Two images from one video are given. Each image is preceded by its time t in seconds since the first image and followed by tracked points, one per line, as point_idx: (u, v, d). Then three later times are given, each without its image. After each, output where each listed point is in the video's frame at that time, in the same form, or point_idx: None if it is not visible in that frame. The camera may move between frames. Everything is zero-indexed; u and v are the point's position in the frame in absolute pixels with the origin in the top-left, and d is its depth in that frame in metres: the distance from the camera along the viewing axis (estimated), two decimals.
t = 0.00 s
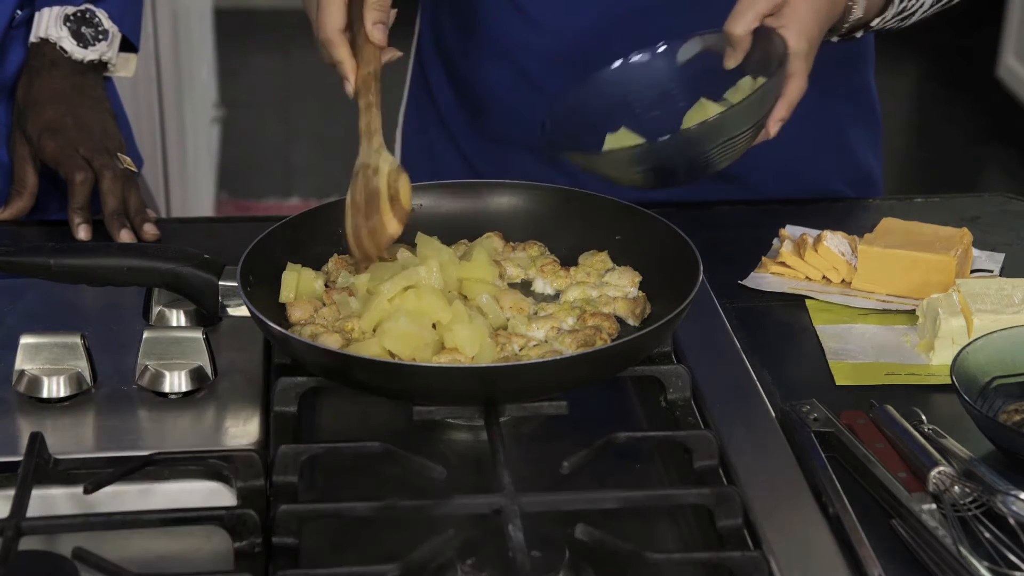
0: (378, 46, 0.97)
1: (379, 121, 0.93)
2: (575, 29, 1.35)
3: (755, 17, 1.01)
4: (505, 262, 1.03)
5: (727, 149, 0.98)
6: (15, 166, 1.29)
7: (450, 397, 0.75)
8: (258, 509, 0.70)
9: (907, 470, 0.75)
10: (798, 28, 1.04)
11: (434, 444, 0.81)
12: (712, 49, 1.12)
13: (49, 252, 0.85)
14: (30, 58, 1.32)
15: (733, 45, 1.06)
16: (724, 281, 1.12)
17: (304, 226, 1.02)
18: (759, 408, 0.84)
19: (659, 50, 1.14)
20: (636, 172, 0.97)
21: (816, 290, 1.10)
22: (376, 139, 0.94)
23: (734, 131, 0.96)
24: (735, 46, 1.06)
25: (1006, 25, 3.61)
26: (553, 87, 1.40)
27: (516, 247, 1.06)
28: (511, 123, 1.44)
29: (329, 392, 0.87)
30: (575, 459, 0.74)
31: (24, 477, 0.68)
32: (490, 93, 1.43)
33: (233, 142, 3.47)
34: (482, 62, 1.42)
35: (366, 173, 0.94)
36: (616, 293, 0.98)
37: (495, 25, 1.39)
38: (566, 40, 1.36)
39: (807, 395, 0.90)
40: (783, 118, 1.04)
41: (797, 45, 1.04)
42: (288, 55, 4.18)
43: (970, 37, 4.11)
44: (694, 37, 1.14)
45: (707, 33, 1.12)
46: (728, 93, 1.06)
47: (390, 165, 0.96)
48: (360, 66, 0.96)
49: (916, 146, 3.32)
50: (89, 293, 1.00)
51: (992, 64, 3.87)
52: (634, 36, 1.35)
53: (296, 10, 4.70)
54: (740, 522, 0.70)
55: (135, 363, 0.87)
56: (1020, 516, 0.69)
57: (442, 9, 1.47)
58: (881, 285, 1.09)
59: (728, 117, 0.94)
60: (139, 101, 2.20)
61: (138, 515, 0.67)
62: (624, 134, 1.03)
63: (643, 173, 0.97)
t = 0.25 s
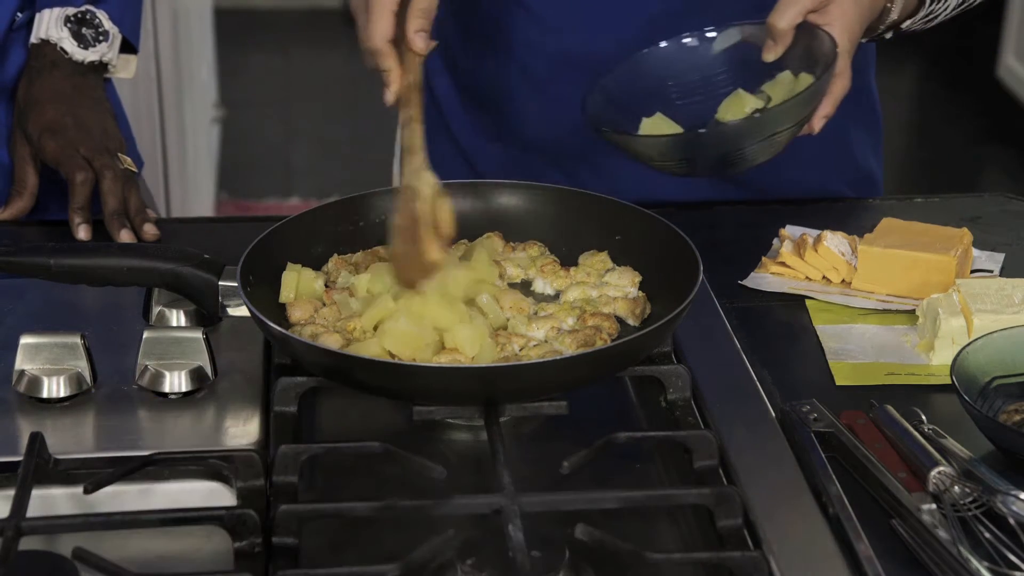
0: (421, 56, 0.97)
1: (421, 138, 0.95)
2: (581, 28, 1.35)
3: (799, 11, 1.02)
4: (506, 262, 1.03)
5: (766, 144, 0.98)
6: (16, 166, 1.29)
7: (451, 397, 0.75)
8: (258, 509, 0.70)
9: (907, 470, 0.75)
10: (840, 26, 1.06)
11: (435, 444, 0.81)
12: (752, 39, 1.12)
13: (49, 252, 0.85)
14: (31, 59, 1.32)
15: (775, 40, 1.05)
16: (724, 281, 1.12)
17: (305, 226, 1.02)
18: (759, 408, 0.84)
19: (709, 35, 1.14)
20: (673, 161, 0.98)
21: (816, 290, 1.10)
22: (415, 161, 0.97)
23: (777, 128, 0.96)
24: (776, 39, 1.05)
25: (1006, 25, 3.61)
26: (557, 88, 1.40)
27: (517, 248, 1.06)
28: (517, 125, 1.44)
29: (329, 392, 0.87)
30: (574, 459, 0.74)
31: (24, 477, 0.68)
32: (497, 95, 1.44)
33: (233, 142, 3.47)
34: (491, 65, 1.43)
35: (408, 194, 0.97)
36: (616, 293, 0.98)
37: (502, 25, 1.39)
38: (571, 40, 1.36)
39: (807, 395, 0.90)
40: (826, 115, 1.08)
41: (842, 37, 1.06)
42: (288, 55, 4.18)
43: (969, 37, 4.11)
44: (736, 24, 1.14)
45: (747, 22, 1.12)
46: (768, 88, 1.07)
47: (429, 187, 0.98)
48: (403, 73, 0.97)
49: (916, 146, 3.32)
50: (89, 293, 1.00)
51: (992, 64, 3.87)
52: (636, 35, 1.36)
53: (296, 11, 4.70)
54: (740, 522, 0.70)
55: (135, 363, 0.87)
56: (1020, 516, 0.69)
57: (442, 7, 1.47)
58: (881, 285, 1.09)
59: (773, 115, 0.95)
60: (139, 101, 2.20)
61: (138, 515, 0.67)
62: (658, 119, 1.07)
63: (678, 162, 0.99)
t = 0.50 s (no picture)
0: (468, 23, 1.00)
1: (483, 107, 0.98)
2: (586, 28, 1.35)
3: (827, 20, 1.02)
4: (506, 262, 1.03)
5: (792, 156, 0.97)
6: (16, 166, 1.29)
7: (451, 397, 0.75)
8: (258, 509, 0.70)
9: (907, 470, 0.75)
10: (868, 35, 1.12)
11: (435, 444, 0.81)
12: (777, 46, 1.10)
13: (49, 252, 0.85)
14: (32, 59, 1.32)
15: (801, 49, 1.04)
16: (724, 281, 1.12)
17: (305, 226, 1.02)
18: (759, 408, 0.84)
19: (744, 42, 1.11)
20: (700, 170, 0.97)
21: (816, 290, 1.10)
22: (487, 130, 0.99)
23: (805, 142, 0.96)
24: (804, 47, 1.04)
25: (1006, 24, 3.61)
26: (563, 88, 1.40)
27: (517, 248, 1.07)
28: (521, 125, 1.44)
29: (328, 392, 0.88)
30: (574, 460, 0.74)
31: (24, 477, 0.68)
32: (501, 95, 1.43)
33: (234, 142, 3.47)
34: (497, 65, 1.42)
35: (484, 165, 1.00)
36: (616, 293, 0.98)
37: (507, 24, 1.38)
38: (576, 38, 1.36)
39: (807, 395, 0.90)
40: (857, 123, 1.08)
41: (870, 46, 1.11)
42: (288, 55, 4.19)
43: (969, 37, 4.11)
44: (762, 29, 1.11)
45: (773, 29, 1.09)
46: (793, 94, 1.07)
47: (507, 156, 1.00)
48: (451, 47, 0.99)
49: (916, 146, 3.32)
50: (89, 293, 1.00)
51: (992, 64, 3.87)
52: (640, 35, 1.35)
53: (296, 11, 4.70)
54: (740, 522, 0.69)
55: (135, 363, 0.87)
56: (1020, 516, 0.69)
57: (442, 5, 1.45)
58: (881, 285, 1.09)
59: (802, 129, 0.94)
60: (139, 102, 2.20)
61: (138, 515, 0.67)
62: (686, 125, 1.08)
63: (705, 172, 0.98)
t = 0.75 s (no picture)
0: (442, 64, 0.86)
1: (436, 150, 0.89)
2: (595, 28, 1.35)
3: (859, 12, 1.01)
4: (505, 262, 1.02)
5: (821, 150, 0.95)
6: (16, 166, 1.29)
7: (451, 397, 0.75)
8: (258, 509, 0.70)
9: (907, 470, 0.75)
10: (901, 27, 1.11)
11: (435, 444, 0.82)
12: (808, 40, 1.09)
13: (50, 252, 0.85)
14: (32, 59, 1.32)
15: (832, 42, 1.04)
16: (724, 281, 1.12)
17: (304, 226, 1.02)
18: (759, 408, 0.84)
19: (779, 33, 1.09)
20: (732, 159, 0.96)
21: (816, 290, 1.10)
22: (432, 170, 0.91)
23: (835, 137, 0.93)
24: (836, 39, 1.03)
25: (1007, 24, 3.61)
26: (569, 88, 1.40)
27: (516, 248, 1.06)
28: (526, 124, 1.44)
29: (329, 392, 0.88)
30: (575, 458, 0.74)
31: (24, 477, 0.68)
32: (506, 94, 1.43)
33: (234, 142, 3.47)
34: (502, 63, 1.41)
35: (421, 206, 0.92)
36: (616, 293, 0.98)
37: (511, 24, 1.38)
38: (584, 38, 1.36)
39: (808, 395, 0.91)
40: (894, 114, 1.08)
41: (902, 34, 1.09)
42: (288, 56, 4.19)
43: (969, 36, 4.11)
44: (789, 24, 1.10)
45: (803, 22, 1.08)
46: (825, 87, 1.05)
47: (445, 199, 0.92)
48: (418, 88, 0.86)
49: (916, 146, 3.32)
50: (89, 293, 1.00)
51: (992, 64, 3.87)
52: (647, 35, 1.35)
53: (296, 11, 4.70)
54: (741, 522, 0.70)
55: (135, 363, 0.87)
56: (1019, 516, 0.69)
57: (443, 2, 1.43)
58: (881, 285, 1.09)
59: (832, 124, 0.91)
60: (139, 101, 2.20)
61: (138, 515, 0.67)
62: (720, 117, 1.05)
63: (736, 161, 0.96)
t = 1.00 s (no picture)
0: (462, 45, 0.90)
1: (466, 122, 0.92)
2: (605, 26, 1.35)
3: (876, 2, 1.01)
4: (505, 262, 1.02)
5: (837, 140, 0.95)
6: (16, 166, 1.29)
7: (451, 397, 0.75)
8: (258, 509, 0.70)
9: (907, 470, 0.75)
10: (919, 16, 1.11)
11: (435, 444, 0.81)
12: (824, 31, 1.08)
13: (49, 252, 0.85)
14: (33, 59, 1.32)
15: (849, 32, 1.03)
16: (724, 281, 1.12)
17: (304, 226, 1.02)
18: (758, 409, 0.84)
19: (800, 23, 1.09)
20: (749, 146, 0.96)
21: (816, 290, 1.10)
22: (464, 142, 0.94)
23: (852, 128, 0.93)
24: (854, 30, 1.03)
25: (1007, 24, 3.62)
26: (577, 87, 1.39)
27: (516, 248, 1.06)
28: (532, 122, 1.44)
29: (329, 392, 0.88)
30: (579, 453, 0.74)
31: (24, 477, 0.68)
32: (515, 92, 1.43)
33: (235, 143, 3.47)
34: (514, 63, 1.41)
35: (456, 174, 0.95)
36: (616, 293, 0.98)
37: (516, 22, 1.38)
38: (594, 36, 1.35)
39: (808, 395, 0.91)
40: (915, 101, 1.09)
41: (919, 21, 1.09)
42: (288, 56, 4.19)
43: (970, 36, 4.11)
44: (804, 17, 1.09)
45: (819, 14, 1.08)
46: (844, 77, 1.04)
47: (479, 165, 0.95)
48: (442, 67, 0.91)
49: (916, 146, 3.32)
50: (89, 293, 1.00)
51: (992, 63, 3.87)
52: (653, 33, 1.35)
53: (296, 11, 4.70)
54: (741, 522, 0.70)
55: (135, 363, 0.87)
56: (1019, 516, 0.69)
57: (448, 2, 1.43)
58: (881, 285, 1.09)
59: (847, 115, 0.91)
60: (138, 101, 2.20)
61: (138, 515, 0.67)
62: (742, 110, 1.04)
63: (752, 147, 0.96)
